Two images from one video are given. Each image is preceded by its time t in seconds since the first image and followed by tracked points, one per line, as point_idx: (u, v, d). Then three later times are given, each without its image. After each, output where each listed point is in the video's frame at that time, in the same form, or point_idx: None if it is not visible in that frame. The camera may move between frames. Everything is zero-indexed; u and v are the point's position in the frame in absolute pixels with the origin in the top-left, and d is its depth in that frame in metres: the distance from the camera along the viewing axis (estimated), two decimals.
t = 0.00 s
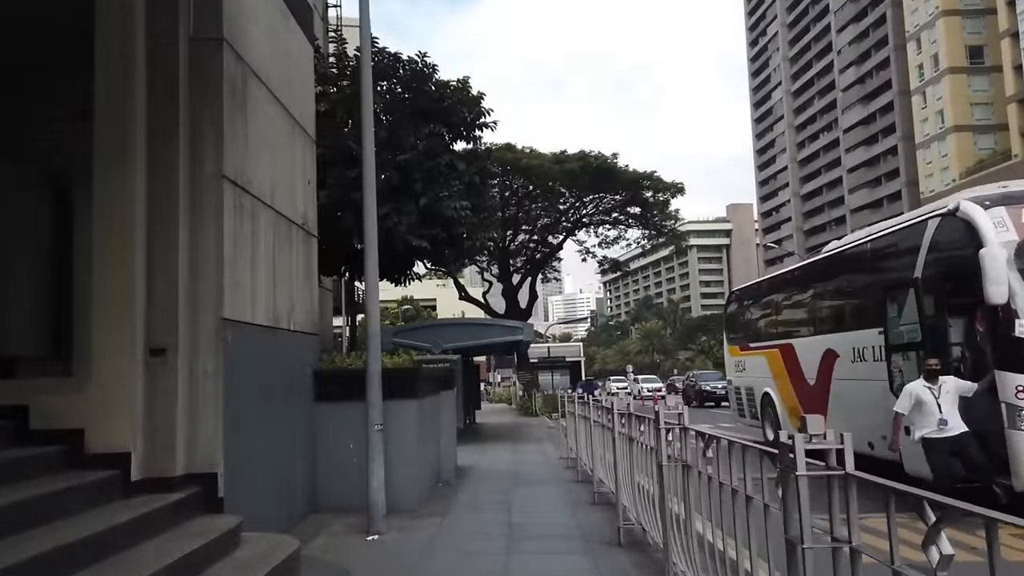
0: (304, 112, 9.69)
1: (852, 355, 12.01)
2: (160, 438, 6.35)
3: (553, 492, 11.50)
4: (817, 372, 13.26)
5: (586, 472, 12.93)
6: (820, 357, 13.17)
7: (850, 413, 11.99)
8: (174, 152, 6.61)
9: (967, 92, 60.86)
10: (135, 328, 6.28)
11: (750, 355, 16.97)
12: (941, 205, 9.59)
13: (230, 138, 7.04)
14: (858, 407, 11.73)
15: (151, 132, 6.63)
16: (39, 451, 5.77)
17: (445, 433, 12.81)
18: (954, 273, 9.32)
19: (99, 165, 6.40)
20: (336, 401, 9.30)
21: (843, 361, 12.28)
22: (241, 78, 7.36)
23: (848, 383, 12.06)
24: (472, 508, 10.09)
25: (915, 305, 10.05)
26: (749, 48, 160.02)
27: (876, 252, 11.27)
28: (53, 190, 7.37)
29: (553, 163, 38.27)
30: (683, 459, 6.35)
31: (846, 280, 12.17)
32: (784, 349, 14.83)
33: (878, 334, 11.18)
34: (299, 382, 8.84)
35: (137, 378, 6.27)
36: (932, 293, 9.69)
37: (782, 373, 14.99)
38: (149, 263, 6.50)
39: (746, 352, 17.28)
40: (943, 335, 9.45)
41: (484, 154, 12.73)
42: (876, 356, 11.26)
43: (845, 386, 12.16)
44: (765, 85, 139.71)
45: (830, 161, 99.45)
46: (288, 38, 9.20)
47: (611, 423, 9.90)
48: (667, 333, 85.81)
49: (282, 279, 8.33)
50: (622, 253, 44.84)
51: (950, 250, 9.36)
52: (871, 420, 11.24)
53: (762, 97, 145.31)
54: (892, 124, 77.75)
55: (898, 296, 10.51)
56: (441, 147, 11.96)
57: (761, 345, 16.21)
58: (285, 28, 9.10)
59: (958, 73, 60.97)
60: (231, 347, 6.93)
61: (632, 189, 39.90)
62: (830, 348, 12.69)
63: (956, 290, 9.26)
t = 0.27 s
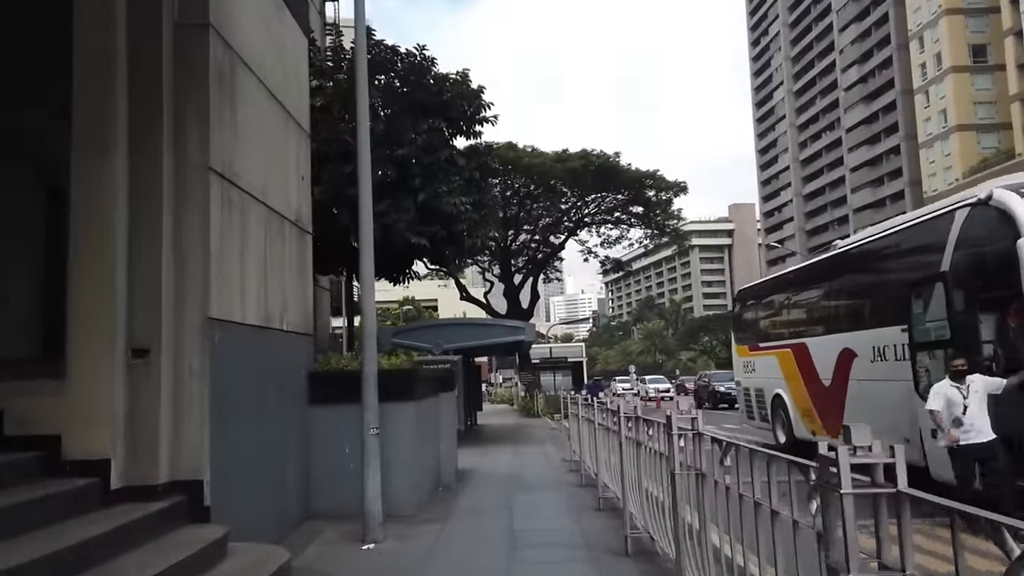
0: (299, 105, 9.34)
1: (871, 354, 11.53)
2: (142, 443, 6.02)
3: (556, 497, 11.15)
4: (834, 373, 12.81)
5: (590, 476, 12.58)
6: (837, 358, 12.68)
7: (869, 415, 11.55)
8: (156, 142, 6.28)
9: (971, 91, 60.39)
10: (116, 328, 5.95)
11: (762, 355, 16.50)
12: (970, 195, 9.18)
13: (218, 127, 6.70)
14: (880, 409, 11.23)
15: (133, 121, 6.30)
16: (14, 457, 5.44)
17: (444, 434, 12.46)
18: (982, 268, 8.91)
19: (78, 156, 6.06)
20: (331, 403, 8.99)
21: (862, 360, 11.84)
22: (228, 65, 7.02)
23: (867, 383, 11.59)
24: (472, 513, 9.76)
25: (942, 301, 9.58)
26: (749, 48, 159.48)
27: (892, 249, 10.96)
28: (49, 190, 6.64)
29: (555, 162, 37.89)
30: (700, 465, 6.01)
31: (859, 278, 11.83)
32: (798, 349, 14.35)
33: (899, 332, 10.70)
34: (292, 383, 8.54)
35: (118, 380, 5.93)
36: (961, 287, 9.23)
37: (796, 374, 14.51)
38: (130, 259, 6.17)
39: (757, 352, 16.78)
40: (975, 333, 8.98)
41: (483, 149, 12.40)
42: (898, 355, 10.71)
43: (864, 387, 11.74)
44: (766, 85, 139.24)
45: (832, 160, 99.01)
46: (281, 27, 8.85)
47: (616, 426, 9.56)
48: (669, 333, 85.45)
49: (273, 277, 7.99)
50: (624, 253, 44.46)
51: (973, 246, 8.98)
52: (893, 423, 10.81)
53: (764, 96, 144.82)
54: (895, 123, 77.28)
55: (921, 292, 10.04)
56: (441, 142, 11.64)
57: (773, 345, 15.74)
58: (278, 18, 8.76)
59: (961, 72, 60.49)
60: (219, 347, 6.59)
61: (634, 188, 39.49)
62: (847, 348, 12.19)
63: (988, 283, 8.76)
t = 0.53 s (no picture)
0: (294, 95, 8.98)
1: (892, 355, 11.14)
2: (122, 447, 5.66)
3: (560, 503, 10.75)
4: (851, 374, 12.45)
5: (596, 480, 12.20)
6: (856, 358, 12.28)
7: (890, 417, 11.17)
8: (139, 127, 5.92)
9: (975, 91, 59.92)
10: (94, 324, 5.58)
11: (773, 355, 16.06)
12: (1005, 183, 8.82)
13: (205, 112, 6.34)
14: (901, 411, 10.84)
15: (113, 105, 5.93)
16: None
17: (445, 437, 12.08)
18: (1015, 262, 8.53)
19: (54, 141, 5.69)
20: (327, 404, 8.64)
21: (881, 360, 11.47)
22: (217, 48, 6.65)
23: (888, 384, 11.20)
24: (474, 520, 9.37)
25: (973, 296, 9.15)
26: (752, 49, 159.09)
27: (907, 246, 10.63)
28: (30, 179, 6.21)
29: (557, 161, 37.53)
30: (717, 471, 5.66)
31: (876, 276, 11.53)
32: (811, 349, 13.97)
33: (924, 331, 10.26)
34: (286, 384, 8.18)
35: (96, 381, 5.56)
36: (993, 282, 8.92)
37: (810, 375, 14.08)
38: (110, 251, 5.80)
39: (769, 353, 16.31)
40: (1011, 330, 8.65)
41: (485, 143, 12.06)
42: (923, 356, 10.29)
43: (883, 389, 11.37)
44: (769, 85, 138.76)
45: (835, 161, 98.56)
46: (275, 13, 8.49)
47: (625, 429, 9.18)
48: (672, 335, 85.08)
49: (265, 272, 7.62)
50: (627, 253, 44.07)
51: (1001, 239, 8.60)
52: (917, 426, 10.43)
53: (766, 97, 144.38)
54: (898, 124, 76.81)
55: (948, 288, 9.65)
56: (441, 134, 11.27)
57: (785, 345, 15.31)
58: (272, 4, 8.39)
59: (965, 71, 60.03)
60: (205, 346, 6.22)
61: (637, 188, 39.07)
62: (867, 348, 11.81)
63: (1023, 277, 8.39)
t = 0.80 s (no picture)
0: (283, 84, 8.58)
1: (909, 356, 10.83)
2: (92, 456, 5.30)
3: (560, 509, 10.38)
4: (864, 375, 12.15)
5: (597, 485, 11.85)
6: (870, 358, 12.00)
7: (906, 421, 10.87)
8: (112, 116, 5.55)
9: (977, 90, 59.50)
10: (61, 325, 5.22)
11: (781, 356, 15.81)
12: None
13: (183, 99, 5.96)
14: (918, 414, 10.51)
15: (84, 90, 5.55)
16: None
17: (442, 441, 11.73)
18: None
19: (20, 130, 5.33)
20: (317, 408, 8.28)
21: (896, 362, 11.15)
22: (197, 31, 6.27)
23: (903, 386, 10.91)
24: (470, 528, 8.97)
25: (1001, 293, 8.79)
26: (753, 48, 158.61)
27: (928, 246, 10.27)
28: None
29: (558, 160, 37.19)
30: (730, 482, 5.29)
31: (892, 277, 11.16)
32: (822, 350, 13.66)
33: (945, 331, 9.94)
34: (274, 388, 7.81)
35: (64, 386, 5.19)
36: None
37: (820, 376, 13.82)
38: (79, 248, 5.42)
39: (777, 353, 16.09)
40: None
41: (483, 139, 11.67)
42: (945, 357, 9.96)
43: (898, 392, 11.06)
44: (770, 85, 138.34)
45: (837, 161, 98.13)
46: None
47: (629, 434, 8.81)
48: (673, 335, 84.84)
49: (249, 269, 7.23)
50: (629, 253, 43.71)
51: None
52: (936, 429, 10.13)
53: (767, 96, 143.93)
54: (900, 123, 76.40)
55: (972, 286, 9.31)
56: (438, 128, 10.88)
57: (794, 346, 15.06)
58: None
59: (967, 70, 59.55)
60: (184, 348, 5.84)
61: (638, 187, 38.65)
62: (882, 348, 11.50)
63: None
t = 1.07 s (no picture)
0: (266, 71, 8.20)
1: (921, 355, 10.65)
2: (49, 462, 4.92)
3: (555, 514, 10.06)
4: (872, 375, 12.10)
5: (593, 488, 11.51)
6: (878, 357, 11.94)
7: (918, 421, 10.72)
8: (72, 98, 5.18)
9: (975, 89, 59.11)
10: (14, 321, 4.84)
11: (786, 355, 15.87)
12: None
13: (151, 80, 5.58)
14: (932, 414, 10.33)
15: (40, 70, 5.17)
16: None
17: (435, 443, 11.37)
18: None
19: None
20: (300, 409, 7.91)
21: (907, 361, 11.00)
22: (168, 8, 5.88)
23: (915, 386, 10.77)
24: (462, 535, 8.65)
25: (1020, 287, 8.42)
26: (752, 47, 158.21)
27: (945, 240, 10.00)
28: None
29: (555, 158, 36.83)
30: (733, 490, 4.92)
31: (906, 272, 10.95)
32: (828, 349, 13.63)
33: (961, 328, 9.69)
34: (254, 388, 7.43)
35: (18, 388, 4.81)
36: None
37: (827, 375, 13.83)
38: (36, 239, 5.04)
39: (780, 352, 16.28)
40: None
41: (478, 131, 11.44)
42: (959, 355, 9.74)
43: (909, 391, 10.93)
44: (767, 84, 137.92)
45: (835, 160, 97.80)
46: None
47: (627, 437, 8.44)
48: (671, 335, 84.56)
49: (226, 263, 6.85)
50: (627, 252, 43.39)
51: None
52: (949, 430, 9.95)
53: (765, 96, 143.61)
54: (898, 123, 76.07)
55: (991, 278, 9.00)
56: (429, 119, 10.61)
57: (798, 344, 15.20)
58: None
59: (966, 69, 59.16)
60: (152, 346, 5.46)
61: (636, 185, 38.27)
62: (892, 347, 11.42)
63: None
